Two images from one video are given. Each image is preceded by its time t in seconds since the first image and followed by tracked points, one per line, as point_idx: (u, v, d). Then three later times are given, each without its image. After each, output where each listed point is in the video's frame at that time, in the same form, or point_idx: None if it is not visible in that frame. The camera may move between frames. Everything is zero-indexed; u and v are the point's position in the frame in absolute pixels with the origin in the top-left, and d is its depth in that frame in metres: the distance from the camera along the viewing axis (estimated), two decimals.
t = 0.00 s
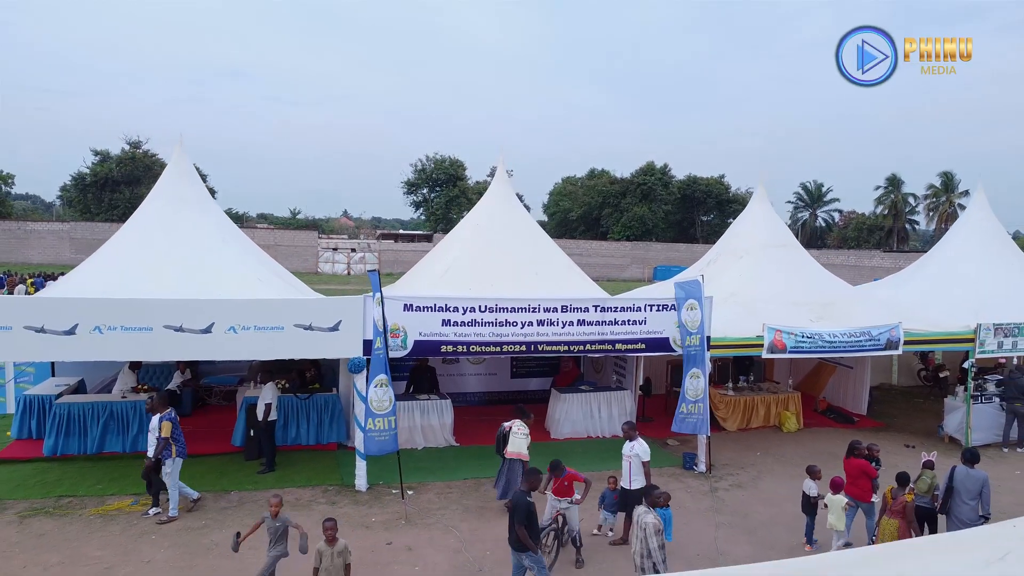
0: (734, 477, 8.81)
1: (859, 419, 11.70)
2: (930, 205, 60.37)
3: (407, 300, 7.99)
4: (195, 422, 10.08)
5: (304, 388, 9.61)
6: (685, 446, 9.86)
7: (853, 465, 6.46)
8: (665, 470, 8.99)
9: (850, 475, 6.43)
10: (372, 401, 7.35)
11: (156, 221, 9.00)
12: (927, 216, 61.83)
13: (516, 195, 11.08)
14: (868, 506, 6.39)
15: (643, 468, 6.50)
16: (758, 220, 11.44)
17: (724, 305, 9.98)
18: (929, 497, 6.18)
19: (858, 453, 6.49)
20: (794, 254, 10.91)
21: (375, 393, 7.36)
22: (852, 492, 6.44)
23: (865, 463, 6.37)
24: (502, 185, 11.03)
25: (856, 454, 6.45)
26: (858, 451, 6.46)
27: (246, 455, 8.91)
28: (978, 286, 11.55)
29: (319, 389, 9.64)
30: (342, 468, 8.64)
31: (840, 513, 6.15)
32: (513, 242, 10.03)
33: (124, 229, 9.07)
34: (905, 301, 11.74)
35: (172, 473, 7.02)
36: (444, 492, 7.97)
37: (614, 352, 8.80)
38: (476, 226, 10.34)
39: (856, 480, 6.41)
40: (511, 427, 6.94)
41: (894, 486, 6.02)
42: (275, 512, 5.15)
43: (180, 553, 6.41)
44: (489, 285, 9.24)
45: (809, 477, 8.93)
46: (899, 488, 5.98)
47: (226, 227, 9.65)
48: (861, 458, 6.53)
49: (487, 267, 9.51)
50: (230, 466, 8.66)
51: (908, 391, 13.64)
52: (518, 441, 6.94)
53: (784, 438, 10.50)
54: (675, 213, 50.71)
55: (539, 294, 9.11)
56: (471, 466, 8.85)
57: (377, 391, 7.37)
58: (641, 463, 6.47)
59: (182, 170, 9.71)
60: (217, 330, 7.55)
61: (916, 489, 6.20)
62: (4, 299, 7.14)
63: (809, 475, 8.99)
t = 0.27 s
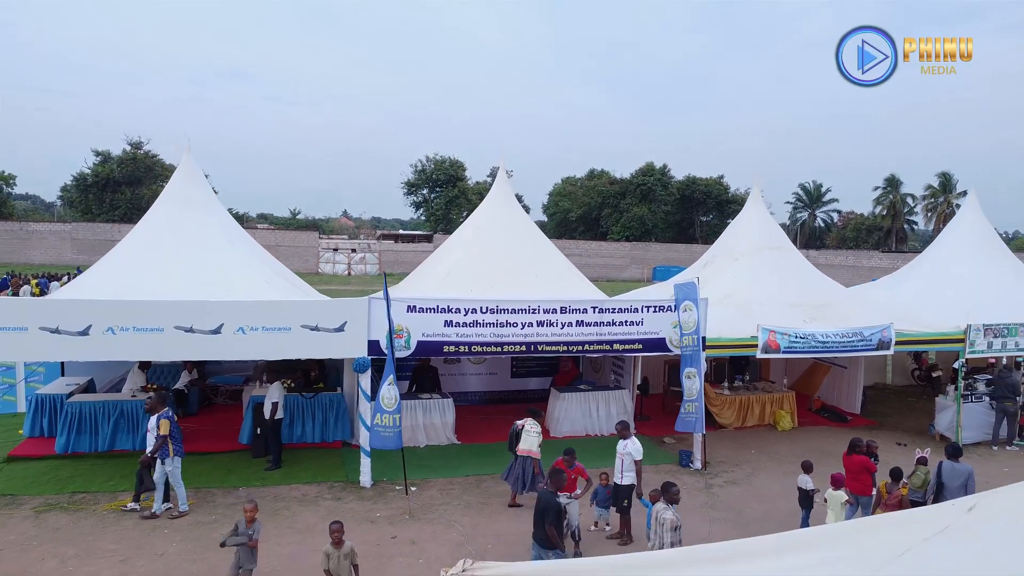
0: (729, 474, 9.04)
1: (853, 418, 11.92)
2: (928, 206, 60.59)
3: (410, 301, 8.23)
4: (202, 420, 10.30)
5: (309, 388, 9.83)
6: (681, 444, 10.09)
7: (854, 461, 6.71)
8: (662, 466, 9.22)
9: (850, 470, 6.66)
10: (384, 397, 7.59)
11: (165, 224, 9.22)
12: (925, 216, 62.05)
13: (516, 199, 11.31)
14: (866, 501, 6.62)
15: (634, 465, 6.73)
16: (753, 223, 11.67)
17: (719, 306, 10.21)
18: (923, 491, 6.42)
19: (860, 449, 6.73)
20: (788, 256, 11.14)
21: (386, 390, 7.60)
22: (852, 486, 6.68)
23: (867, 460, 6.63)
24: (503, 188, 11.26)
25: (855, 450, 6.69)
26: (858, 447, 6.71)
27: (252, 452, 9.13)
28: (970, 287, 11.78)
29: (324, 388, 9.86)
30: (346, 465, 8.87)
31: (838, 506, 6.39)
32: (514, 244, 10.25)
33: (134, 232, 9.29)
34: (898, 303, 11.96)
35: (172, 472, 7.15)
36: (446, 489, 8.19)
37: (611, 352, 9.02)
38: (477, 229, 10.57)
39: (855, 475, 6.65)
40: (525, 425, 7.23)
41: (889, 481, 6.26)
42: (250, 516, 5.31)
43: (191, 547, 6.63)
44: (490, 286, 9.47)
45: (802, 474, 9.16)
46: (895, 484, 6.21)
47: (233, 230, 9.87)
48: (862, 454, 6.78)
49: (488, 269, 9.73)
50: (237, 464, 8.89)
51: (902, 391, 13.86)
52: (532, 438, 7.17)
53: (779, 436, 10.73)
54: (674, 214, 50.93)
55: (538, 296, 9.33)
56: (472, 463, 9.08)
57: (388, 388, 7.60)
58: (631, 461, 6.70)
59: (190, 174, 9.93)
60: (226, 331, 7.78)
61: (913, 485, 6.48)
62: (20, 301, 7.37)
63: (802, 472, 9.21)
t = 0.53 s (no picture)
0: (724, 470, 9.30)
1: (846, 416, 12.19)
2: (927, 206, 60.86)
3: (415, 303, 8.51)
4: (211, 418, 10.56)
5: (315, 386, 10.09)
6: (677, 441, 10.36)
7: (850, 455, 6.99)
8: (658, 463, 9.49)
9: (850, 464, 6.91)
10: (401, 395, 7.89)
11: (176, 228, 9.49)
12: (923, 217, 62.33)
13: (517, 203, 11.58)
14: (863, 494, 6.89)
15: (629, 462, 7.04)
16: (748, 226, 11.94)
17: (714, 307, 10.48)
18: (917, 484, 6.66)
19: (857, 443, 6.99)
20: (782, 258, 11.42)
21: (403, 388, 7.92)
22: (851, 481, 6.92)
23: (864, 454, 6.89)
24: (503, 193, 11.54)
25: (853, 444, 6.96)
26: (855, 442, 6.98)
27: (260, 449, 9.39)
28: (961, 288, 12.06)
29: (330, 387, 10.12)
30: (352, 462, 9.13)
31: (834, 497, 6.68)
32: (515, 247, 10.53)
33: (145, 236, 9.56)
34: (890, 304, 12.24)
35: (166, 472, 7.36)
36: (449, 484, 8.46)
37: (609, 352, 9.29)
38: (478, 232, 10.84)
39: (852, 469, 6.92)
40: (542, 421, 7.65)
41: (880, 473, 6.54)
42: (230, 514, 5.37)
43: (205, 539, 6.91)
44: (491, 288, 9.74)
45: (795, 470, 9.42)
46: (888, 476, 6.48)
47: (241, 234, 10.15)
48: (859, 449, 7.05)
49: (489, 271, 10.00)
50: (246, 460, 9.15)
51: (894, 389, 14.15)
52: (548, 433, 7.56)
53: (773, 434, 11.00)
54: (673, 214, 51.20)
55: (539, 297, 9.61)
56: (474, 460, 9.35)
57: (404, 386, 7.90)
58: (627, 459, 7.00)
59: (200, 179, 10.21)
60: (237, 332, 8.05)
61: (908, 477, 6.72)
62: (38, 302, 7.64)
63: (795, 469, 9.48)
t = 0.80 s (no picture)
0: (719, 467, 9.54)
1: (840, 415, 12.42)
2: (925, 207, 61.11)
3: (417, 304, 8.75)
4: (218, 416, 10.80)
5: (319, 386, 10.32)
6: (674, 440, 10.60)
7: (845, 452, 7.22)
8: (655, 461, 9.73)
9: (843, 461, 7.14)
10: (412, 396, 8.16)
11: (184, 230, 9.72)
12: (922, 218, 62.53)
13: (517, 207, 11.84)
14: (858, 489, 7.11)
15: (627, 460, 7.33)
16: (743, 229, 12.19)
17: (710, 308, 10.72)
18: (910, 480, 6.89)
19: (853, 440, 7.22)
20: (777, 260, 11.66)
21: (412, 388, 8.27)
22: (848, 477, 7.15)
23: (858, 451, 7.12)
24: (504, 197, 11.80)
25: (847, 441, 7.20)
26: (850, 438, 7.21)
27: (267, 447, 9.63)
28: (953, 290, 12.29)
29: (334, 387, 10.36)
30: (357, 460, 9.36)
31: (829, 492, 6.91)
32: (515, 250, 10.79)
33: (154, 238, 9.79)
34: (884, 305, 12.47)
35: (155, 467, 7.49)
36: (452, 481, 8.70)
37: (607, 352, 9.52)
38: (480, 235, 11.10)
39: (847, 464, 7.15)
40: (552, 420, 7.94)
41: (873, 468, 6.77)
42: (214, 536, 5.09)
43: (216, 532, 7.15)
44: (493, 290, 9.98)
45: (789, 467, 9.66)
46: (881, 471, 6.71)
47: (248, 237, 10.40)
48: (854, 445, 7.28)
49: (490, 273, 10.25)
50: (253, 457, 9.39)
51: (889, 389, 14.38)
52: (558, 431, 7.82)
53: (767, 432, 11.25)
54: (673, 215, 51.41)
55: (538, 299, 9.85)
56: (475, 457, 9.59)
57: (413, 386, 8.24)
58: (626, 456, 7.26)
59: (208, 183, 10.46)
60: (245, 332, 8.27)
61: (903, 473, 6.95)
62: (52, 304, 7.87)
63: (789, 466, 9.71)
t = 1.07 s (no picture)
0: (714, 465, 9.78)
1: (834, 414, 12.66)
2: (924, 207, 61.35)
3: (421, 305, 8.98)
4: (224, 415, 11.03)
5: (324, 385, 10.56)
6: (671, 438, 10.84)
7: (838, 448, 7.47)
8: (652, 458, 9.97)
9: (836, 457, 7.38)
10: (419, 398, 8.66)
11: (192, 233, 9.95)
12: (920, 218, 62.73)
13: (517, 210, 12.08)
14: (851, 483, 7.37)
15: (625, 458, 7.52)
16: (739, 232, 12.44)
17: (706, 309, 10.96)
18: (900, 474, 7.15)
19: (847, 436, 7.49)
20: (772, 262, 11.90)
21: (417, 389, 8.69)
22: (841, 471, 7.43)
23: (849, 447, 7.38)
24: (504, 200, 12.04)
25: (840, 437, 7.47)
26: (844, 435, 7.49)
27: (273, 445, 9.86)
28: (945, 291, 12.52)
29: (338, 386, 10.59)
30: (361, 457, 9.59)
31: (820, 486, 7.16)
32: (515, 252, 11.03)
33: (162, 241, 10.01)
34: (877, 306, 12.71)
35: (151, 467, 7.59)
36: (454, 477, 8.94)
37: (605, 352, 9.76)
38: (481, 237, 11.35)
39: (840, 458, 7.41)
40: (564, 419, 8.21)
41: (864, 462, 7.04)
42: (187, 539, 5.16)
43: (226, 526, 7.39)
44: (494, 292, 10.22)
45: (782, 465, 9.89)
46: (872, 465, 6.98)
47: (254, 240, 10.64)
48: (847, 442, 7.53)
49: (491, 275, 10.48)
50: (259, 455, 9.62)
51: (883, 389, 14.62)
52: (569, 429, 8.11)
53: (762, 431, 11.48)
54: (672, 215, 51.61)
55: (538, 301, 10.09)
56: (476, 455, 9.83)
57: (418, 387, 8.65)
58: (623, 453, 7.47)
59: (215, 188, 10.70)
60: (252, 333, 8.50)
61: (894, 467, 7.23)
62: (65, 306, 8.09)
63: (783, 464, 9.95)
